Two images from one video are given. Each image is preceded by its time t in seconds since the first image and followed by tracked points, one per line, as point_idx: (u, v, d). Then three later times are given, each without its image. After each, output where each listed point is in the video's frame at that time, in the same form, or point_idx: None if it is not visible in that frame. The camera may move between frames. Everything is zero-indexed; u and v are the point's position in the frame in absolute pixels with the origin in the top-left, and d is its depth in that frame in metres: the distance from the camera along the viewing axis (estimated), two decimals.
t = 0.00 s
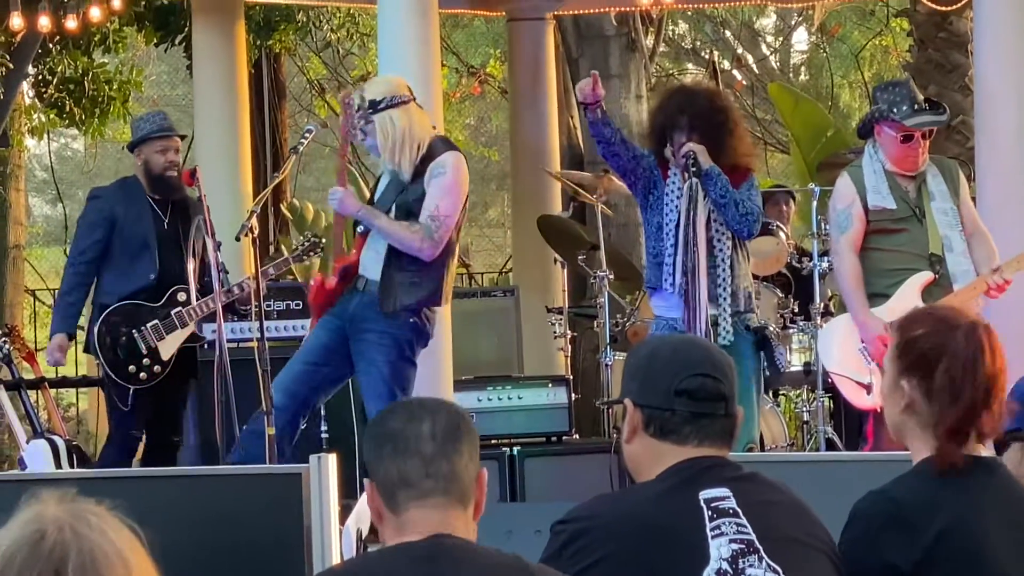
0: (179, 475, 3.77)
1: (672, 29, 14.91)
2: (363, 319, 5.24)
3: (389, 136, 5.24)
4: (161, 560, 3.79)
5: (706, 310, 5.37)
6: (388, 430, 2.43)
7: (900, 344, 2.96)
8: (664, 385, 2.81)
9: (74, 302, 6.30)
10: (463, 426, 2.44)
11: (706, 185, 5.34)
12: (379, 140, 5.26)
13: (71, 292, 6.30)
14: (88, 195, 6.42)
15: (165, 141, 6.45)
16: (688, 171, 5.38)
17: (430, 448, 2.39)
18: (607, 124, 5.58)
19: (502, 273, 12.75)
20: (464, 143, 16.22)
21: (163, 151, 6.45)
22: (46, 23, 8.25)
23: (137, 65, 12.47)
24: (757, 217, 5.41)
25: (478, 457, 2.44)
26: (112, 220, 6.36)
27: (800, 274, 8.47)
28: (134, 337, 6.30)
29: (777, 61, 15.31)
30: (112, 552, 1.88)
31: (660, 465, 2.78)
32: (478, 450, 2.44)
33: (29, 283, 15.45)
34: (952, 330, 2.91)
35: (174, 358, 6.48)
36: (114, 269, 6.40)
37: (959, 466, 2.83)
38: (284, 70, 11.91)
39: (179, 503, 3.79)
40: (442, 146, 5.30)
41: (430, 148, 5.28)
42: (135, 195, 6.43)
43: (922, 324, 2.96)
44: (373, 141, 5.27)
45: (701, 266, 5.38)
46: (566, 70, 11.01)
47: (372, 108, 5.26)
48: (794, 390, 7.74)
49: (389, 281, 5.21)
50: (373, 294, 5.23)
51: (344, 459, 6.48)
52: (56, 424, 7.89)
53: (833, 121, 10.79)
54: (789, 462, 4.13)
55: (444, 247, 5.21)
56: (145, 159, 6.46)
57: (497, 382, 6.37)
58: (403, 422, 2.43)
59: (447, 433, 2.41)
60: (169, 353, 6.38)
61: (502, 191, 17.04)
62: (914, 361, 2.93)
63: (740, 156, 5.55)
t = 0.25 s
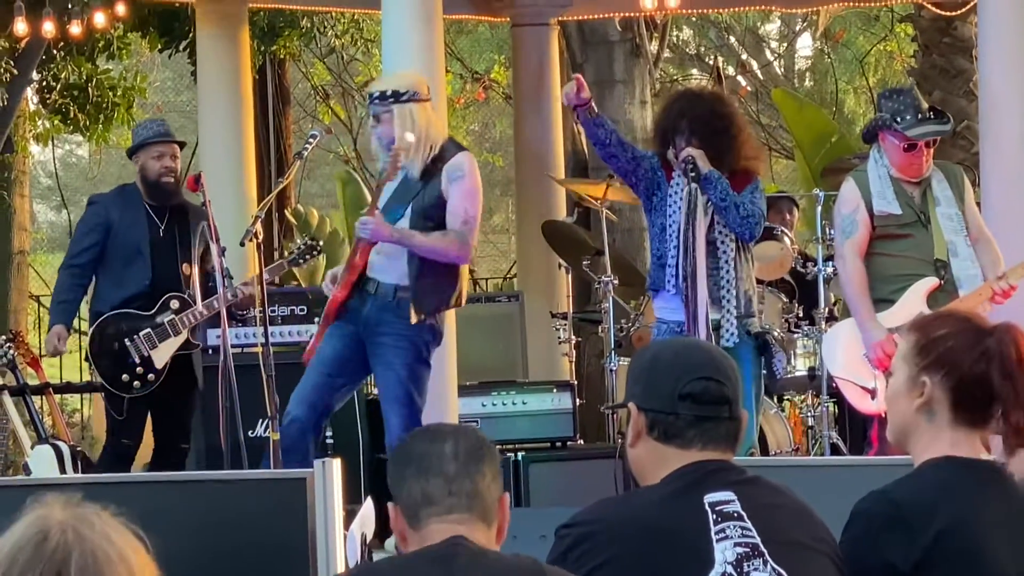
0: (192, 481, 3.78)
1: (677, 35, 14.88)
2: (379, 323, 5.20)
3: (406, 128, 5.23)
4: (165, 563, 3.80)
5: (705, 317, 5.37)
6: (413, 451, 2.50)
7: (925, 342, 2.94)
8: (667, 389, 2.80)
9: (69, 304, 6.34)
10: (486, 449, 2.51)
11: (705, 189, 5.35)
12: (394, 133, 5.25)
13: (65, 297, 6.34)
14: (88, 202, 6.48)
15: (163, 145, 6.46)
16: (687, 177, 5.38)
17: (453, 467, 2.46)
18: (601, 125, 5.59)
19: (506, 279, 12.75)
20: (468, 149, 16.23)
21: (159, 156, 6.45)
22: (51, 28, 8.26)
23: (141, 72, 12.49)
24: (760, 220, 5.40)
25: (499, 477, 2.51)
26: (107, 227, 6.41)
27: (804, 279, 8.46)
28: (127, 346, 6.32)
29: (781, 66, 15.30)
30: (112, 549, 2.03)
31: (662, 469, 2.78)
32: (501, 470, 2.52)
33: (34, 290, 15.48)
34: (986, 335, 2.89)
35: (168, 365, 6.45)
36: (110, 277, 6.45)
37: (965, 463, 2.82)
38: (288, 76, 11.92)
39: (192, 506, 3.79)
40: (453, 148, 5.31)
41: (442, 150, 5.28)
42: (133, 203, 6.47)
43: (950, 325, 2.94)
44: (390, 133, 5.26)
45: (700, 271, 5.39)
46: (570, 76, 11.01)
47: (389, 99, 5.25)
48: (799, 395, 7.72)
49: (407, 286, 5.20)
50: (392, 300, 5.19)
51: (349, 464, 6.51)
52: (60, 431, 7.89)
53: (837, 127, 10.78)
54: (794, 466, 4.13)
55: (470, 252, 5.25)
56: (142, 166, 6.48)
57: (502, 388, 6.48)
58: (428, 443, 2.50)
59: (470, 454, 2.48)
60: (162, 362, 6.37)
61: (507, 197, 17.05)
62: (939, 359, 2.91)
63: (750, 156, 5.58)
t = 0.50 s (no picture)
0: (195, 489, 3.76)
1: (682, 43, 14.87)
2: (396, 333, 5.25)
3: (421, 132, 5.25)
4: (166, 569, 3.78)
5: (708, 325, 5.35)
6: (441, 473, 2.70)
7: (927, 347, 2.96)
8: (673, 396, 2.79)
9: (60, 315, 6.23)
10: (510, 472, 2.71)
11: (710, 198, 5.35)
12: (406, 136, 5.27)
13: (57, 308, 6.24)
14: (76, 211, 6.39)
15: (146, 150, 6.37)
16: (692, 185, 5.38)
17: (479, 488, 2.66)
18: (604, 133, 5.56)
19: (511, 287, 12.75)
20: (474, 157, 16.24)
21: (144, 160, 6.37)
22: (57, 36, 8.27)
23: (146, 80, 12.50)
24: (764, 228, 5.39)
25: (524, 502, 2.70)
26: (96, 235, 6.30)
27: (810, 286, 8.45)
28: (122, 354, 6.23)
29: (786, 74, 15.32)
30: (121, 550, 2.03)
31: (668, 475, 2.78)
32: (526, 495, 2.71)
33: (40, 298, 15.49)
34: (986, 341, 2.90)
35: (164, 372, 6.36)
36: (101, 285, 6.35)
37: (970, 469, 2.82)
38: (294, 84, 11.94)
39: (195, 511, 3.78)
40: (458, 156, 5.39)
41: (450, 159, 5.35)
42: (120, 210, 6.37)
43: (952, 332, 2.95)
44: (403, 138, 5.27)
45: (706, 279, 5.37)
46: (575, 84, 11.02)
47: (403, 103, 5.28)
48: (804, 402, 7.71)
49: (422, 296, 5.26)
50: (407, 311, 5.24)
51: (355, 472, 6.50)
52: (66, 439, 7.88)
53: (843, 134, 10.78)
54: (803, 475, 4.11)
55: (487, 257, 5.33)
56: (126, 172, 6.39)
57: (508, 395, 6.51)
58: (455, 465, 2.70)
59: (495, 476, 2.68)
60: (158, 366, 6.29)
61: (513, 205, 17.06)
62: (939, 364, 2.93)
63: (752, 168, 5.55)
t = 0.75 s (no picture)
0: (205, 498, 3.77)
1: (689, 52, 14.87)
2: (403, 348, 5.27)
3: (435, 150, 5.29)
4: None
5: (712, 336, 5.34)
6: (452, 500, 2.89)
7: (922, 363, 2.96)
8: (680, 405, 2.80)
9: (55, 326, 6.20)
10: (520, 498, 2.89)
11: (715, 207, 5.35)
12: (418, 151, 5.29)
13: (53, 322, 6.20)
14: (67, 226, 6.35)
15: (134, 160, 6.33)
16: (697, 195, 5.38)
17: (489, 513, 2.85)
18: (605, 144, 5.59)
19: (518, 297, 12.76)
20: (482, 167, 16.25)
21: (133, 172, 6.32)
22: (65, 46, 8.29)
23: (153, 89, 12.52)
24: (769, 236, 5.40)
25: (535, 522, 2.89)
26: (89, 247, 6.27)
27: (817, 295, 8.44)
28: (121, 367, 6.20)
29: (793, 84, 15.33)
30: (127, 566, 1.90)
31: (676, 485, 2.77)
32: (537, 516, 2.90)
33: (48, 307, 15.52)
34: (980, 350, 2.91)
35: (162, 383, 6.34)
36: (97, 297, 6.32)
37: (978, 481, 2.82)
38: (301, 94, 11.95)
39: (203, 521, 3.79)
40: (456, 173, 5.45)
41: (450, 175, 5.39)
42: (111, 221, 6.34)
43: (945, 344, 2.96)
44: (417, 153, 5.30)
45: (710, 289, 5.36)
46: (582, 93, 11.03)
47: (417, 120, 5.33)
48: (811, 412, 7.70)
49: (428, 310, 5.29)
50: (414, 325, 5.27)
51: (362, 481, 6.50)
52: (73, 448, 7.89)
53: (850, 144, 10.76)
54: (809, 483, 4.14)
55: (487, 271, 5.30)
56: (115, 183, 6.34)
57: (515, 405, 6.52)
58: (467, 490, 2.90)
59: (505, 501, 2.87)
60: (156, 377, 6.26)
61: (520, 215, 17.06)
62: (937, 378, 2.93)
63: (756, 174, 5.57)
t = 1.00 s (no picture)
0: (214, 510, 3.77)
1: (697, 61, 14.86)
2: (403, 359, 5.27)
3: (438, 151, 5.29)
4: None
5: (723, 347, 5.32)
6: (463, 522, 2.96)
7: (919, 378, 2.90)
8: (689, 416, 2.77)
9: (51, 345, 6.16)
10: (532, 517, 2.98)
11: (726, 217, 5.35)
12: (422, 151, 5.27)
13: (53, 335, 6.16)
14: (62, 237, 6.29)
15: (130, 171, 6.37)
16: (708, 205, 5.39)
17: (500, 532, 2.93)
18: (615, 160, 5.56)
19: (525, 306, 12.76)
20: (489, 176, 16.25)
21: (131, 183, 6.36)
22: (72, 56, 8.29)
23: (162, 100, 12.53)
24: (780, 247, 5.39)
25: (547, 539, 2.98)
26: (88, 259, 6.24)
27: (825, 304, 8.42)
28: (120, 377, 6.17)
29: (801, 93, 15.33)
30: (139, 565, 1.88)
31: (686, 495, 2.76)
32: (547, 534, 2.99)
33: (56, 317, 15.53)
34: (973, 351, 2.88)
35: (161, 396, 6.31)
36: (96, 309, 6.28)
37: (988, 489, 2.79)
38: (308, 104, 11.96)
39: (211, 533, 3.77)
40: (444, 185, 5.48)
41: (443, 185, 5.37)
42: (108, 232, 6.32)
43: (936, 355, 2.91)
44: (422, 150, 5.28)
45: (721, 299, 5.33)
46: (590, 103, 11.03)
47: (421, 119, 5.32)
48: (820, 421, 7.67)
49: (423, 320, 5.29)
50: (411, 336, 5.26)
51: (369, 491, 6.48)
52: (81, 459, 7.88)
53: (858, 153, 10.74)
54: (818, 494, 4.11)
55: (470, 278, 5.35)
56: (112, 194, 6.37)
57: (523, 415, 6.51)
58: (480, 509, 2.98)
59: (516, 521, 2.95)
60: (155, 390, 6.23)
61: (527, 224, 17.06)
62: (942, 391, 2.88)
63: (766, 186, 5.55)
